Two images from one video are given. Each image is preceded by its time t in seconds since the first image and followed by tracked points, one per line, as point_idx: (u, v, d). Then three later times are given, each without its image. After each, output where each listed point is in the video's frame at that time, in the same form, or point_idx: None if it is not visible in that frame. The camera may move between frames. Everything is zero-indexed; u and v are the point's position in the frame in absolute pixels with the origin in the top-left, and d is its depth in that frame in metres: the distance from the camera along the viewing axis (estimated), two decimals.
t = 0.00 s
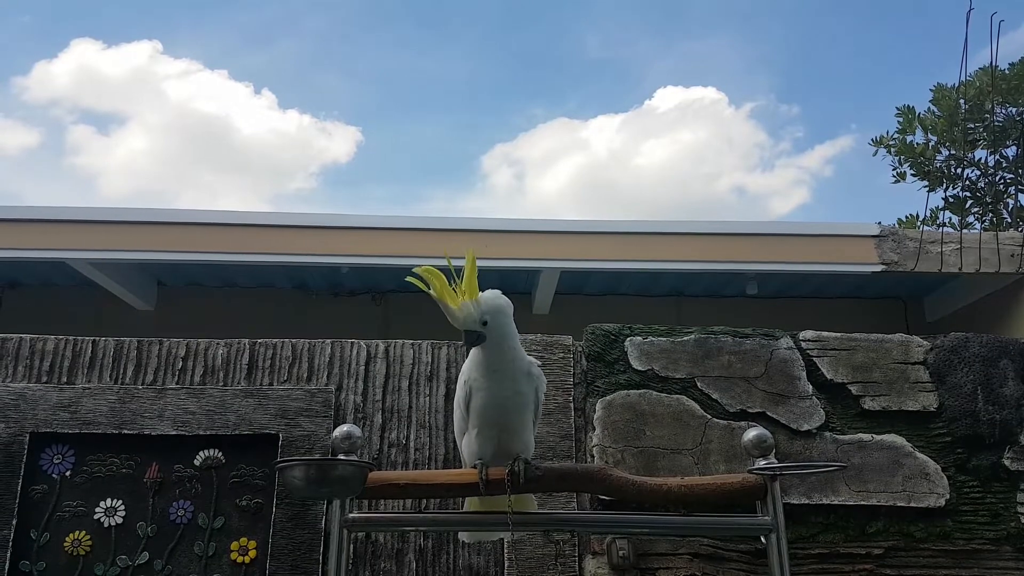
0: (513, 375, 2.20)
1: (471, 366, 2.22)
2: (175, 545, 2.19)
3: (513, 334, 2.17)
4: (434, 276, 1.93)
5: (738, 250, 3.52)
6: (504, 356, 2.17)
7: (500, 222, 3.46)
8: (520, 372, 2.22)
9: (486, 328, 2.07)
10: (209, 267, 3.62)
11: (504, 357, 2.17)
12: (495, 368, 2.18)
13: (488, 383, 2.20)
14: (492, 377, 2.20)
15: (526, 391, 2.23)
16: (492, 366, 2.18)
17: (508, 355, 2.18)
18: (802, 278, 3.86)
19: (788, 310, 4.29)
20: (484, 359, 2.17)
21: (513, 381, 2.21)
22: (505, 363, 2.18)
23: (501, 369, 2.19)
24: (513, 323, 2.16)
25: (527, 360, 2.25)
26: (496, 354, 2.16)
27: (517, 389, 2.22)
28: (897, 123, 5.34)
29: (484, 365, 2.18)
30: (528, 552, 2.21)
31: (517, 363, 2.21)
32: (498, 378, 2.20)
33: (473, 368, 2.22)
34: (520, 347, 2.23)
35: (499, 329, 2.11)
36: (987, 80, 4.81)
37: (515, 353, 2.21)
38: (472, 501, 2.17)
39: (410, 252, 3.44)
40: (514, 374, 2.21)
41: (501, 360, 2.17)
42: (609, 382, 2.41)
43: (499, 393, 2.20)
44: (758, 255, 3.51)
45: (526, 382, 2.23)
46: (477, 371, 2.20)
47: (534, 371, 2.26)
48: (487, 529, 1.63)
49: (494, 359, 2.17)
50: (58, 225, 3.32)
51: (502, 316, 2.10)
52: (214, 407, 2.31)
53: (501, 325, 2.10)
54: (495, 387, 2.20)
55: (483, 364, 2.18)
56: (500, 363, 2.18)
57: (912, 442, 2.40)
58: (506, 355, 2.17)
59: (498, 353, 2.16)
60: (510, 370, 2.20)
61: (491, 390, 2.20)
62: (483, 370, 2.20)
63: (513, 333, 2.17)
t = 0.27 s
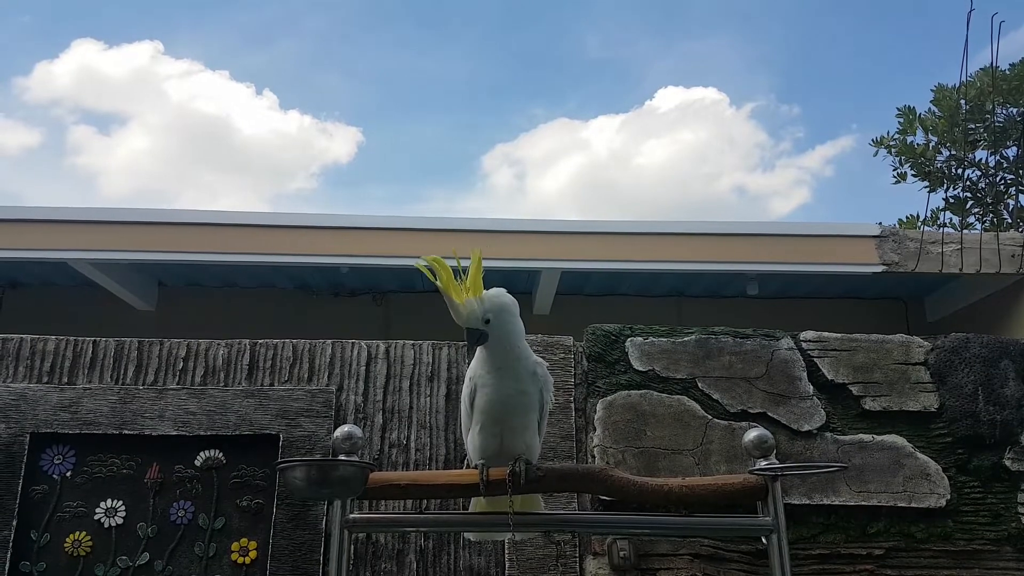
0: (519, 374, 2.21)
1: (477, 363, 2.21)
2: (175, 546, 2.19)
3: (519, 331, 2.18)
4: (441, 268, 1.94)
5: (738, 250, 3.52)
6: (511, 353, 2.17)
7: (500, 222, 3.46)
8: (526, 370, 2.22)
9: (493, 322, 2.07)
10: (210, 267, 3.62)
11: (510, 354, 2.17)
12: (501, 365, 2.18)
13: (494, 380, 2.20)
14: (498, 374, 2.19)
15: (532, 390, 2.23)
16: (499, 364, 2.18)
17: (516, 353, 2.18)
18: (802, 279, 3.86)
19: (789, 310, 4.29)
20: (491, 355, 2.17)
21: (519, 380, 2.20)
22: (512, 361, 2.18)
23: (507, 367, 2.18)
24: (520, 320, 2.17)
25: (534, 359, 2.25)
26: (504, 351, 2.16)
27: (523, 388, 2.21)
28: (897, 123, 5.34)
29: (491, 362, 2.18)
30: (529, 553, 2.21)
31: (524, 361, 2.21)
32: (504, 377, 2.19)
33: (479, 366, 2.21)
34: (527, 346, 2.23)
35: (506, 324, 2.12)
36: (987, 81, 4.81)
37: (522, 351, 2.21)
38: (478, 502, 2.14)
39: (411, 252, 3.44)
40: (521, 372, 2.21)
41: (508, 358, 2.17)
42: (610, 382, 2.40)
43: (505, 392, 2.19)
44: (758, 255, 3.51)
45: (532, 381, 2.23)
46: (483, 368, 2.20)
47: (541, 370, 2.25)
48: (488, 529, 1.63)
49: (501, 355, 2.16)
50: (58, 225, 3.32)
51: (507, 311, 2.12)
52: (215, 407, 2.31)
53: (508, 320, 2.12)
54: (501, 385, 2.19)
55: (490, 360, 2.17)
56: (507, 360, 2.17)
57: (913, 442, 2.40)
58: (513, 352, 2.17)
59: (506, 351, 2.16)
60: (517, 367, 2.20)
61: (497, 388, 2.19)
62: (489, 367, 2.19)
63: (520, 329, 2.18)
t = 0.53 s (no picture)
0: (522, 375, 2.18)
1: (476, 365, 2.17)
2: (176, 547, 2.19)
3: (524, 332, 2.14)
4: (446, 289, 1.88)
5: (738, 250, 3.53)
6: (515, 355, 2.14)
7: (500, 223, 3.47)
8: (530, 371, 2.19)
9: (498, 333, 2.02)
10: (210, 268, 3.62)
11: (515, 356, 2.14)
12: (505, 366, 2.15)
13: (496, 382, 2.18)
14: (500, 375, 2.17)
15: (535, 391, 2.21)
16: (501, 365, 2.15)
17: (520, 354, 2.15)
18: (802, 279, 3.86)
19: (789, 311, 4.29)
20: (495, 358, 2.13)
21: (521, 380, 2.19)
22: (515, 363, 2.16)
23: (511, 369, 2.16)
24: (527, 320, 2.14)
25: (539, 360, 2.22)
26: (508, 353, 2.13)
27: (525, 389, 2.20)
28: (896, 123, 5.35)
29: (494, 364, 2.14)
30: (529, 554, 2.21)
31: (526, 364, 2.17)
32: (506, 377, 2.17)
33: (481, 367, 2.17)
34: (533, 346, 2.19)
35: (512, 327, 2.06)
36: (986, 81, 4.82)
37: (527, 352, 2.18)
38: (471, 503, 2.14)
39: (410, 254, 3.44)
40: (524, 372, 2.19)
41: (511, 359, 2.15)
42: (610, 383, 2.41)
43: (506, 392, 2.18)
44: (758, 256, 3.51)
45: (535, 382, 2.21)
46: (486, 370, 2.17)
47: (544, 370, 2.23)
48: (488, 530, 1.63)
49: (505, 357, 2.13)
50: (58, 227, 3.32)
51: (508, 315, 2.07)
52: (215, 409, 2.31)
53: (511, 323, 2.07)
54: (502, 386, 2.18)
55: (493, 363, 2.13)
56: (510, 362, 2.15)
57: (913, 443, 2.40)
58: (518, 354, 2.15)
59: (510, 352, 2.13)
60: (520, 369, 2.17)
61: (496, 388, 2.18)
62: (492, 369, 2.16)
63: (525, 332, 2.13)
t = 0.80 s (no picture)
0: (526, 378, 2.06)
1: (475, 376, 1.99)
2: (175, 548, 2.19)
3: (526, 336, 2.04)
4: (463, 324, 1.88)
5: (738, 251, 3.53)
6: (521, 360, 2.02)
7: (500, 224, 3.46)
8: (533, 374, 2.07)
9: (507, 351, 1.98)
10: (209, 269, 3.62)
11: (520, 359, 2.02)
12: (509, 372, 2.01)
13: (497, 386, 2.03)
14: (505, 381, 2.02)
15: (536, 391, 2.11)
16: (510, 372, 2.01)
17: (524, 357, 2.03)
18: (801, 280, 3.86)
19: (788, 311, 4.29)
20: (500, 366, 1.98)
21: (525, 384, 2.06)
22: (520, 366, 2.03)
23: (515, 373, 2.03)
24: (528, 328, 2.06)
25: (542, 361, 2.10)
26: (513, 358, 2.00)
27: (528, 391, 2.08)
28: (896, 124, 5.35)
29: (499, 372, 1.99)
30: (529, 555, 2.20)
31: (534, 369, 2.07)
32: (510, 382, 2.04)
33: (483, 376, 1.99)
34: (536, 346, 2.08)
35: (511, 336, 2.00)
36: (986, 82, 4.82)
37: (533, 355, 2.06)
38: (471, 503, 2.14)
39: (410, 255, 3.44)
40: (531, 377, 2.07)
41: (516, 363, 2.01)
42: (609, 384, 2.41)
43: (507, 394, 2.06)
44: (757, 257, 3.51)
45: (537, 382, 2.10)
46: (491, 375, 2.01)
47: (549, 373, 2.12)
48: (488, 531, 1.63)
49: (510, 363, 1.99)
50: (57, 228, 3.32)
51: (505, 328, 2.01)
52: (214, 409, 2.31)
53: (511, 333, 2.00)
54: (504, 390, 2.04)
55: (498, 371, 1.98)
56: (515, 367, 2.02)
57: (912, 443, 2.40)
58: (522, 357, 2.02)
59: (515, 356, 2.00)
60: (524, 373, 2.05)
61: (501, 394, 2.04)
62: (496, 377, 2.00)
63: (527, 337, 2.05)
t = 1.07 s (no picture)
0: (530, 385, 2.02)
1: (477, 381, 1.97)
2: (174, 549, 2.19)
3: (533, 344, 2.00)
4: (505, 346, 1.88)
5: (737, 252, 3.53)
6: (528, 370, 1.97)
7: (499, 225, 3.46)
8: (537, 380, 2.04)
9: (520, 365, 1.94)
10: (208, 270, 3.62)
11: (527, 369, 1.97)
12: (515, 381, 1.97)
13: (500, 392, 2.00)
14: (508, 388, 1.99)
15: (538, 395, 2.08)
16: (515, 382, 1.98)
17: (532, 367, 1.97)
18: (800, 281, 3.86)
19: (787, 312, 4.30)
20: (505, 376, 1.94)
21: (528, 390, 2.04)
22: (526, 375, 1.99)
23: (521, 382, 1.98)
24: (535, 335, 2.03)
25: (547, 367, 2.06)
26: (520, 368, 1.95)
27: (530, 396, 2.06)
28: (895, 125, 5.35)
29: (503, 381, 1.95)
30: (528, 556, 2.20)
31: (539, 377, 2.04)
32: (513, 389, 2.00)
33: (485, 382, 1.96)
34: (543, 352, 2.03)
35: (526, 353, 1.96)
36: (984, 83, 4.82)
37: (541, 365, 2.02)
38: (462, 504, 2.13)
39: (409, 256, 3.44)
40: (535, 384, 2.04)
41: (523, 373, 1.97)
42: (608, 384, 2.41)
43: (508, 399, 2.03)
44: (756, 257, 3.52)
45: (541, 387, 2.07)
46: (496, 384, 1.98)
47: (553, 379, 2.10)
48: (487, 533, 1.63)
49: (516, 373, 1.95)
50: (56, 229, 3.32)
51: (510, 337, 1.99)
52: (213, 410, 2.31)
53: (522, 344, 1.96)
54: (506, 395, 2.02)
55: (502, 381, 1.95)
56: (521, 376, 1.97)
57: (911, 443, 2.41)
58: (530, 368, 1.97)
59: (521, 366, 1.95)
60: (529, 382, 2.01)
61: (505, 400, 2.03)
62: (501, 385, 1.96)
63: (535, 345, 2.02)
